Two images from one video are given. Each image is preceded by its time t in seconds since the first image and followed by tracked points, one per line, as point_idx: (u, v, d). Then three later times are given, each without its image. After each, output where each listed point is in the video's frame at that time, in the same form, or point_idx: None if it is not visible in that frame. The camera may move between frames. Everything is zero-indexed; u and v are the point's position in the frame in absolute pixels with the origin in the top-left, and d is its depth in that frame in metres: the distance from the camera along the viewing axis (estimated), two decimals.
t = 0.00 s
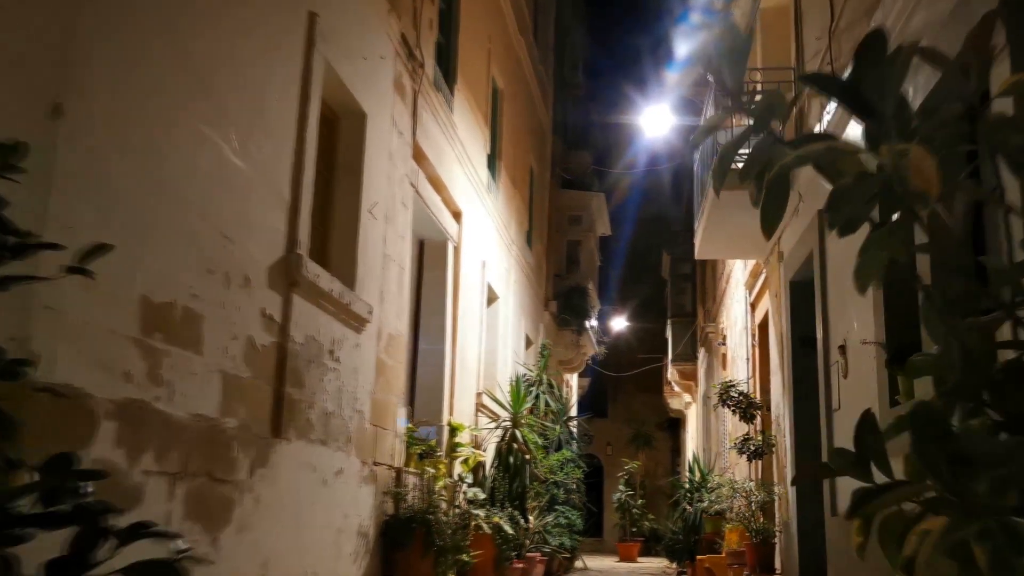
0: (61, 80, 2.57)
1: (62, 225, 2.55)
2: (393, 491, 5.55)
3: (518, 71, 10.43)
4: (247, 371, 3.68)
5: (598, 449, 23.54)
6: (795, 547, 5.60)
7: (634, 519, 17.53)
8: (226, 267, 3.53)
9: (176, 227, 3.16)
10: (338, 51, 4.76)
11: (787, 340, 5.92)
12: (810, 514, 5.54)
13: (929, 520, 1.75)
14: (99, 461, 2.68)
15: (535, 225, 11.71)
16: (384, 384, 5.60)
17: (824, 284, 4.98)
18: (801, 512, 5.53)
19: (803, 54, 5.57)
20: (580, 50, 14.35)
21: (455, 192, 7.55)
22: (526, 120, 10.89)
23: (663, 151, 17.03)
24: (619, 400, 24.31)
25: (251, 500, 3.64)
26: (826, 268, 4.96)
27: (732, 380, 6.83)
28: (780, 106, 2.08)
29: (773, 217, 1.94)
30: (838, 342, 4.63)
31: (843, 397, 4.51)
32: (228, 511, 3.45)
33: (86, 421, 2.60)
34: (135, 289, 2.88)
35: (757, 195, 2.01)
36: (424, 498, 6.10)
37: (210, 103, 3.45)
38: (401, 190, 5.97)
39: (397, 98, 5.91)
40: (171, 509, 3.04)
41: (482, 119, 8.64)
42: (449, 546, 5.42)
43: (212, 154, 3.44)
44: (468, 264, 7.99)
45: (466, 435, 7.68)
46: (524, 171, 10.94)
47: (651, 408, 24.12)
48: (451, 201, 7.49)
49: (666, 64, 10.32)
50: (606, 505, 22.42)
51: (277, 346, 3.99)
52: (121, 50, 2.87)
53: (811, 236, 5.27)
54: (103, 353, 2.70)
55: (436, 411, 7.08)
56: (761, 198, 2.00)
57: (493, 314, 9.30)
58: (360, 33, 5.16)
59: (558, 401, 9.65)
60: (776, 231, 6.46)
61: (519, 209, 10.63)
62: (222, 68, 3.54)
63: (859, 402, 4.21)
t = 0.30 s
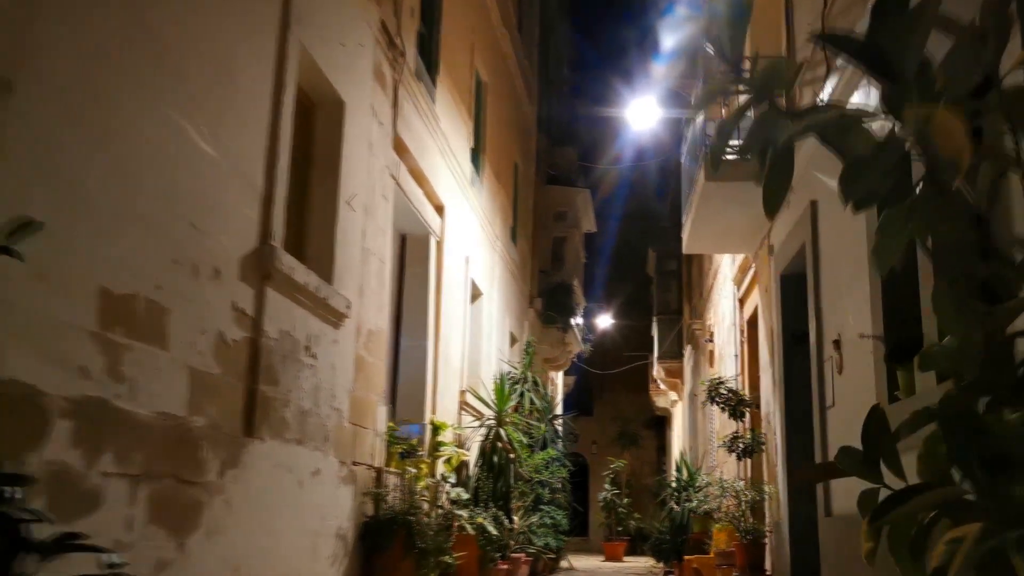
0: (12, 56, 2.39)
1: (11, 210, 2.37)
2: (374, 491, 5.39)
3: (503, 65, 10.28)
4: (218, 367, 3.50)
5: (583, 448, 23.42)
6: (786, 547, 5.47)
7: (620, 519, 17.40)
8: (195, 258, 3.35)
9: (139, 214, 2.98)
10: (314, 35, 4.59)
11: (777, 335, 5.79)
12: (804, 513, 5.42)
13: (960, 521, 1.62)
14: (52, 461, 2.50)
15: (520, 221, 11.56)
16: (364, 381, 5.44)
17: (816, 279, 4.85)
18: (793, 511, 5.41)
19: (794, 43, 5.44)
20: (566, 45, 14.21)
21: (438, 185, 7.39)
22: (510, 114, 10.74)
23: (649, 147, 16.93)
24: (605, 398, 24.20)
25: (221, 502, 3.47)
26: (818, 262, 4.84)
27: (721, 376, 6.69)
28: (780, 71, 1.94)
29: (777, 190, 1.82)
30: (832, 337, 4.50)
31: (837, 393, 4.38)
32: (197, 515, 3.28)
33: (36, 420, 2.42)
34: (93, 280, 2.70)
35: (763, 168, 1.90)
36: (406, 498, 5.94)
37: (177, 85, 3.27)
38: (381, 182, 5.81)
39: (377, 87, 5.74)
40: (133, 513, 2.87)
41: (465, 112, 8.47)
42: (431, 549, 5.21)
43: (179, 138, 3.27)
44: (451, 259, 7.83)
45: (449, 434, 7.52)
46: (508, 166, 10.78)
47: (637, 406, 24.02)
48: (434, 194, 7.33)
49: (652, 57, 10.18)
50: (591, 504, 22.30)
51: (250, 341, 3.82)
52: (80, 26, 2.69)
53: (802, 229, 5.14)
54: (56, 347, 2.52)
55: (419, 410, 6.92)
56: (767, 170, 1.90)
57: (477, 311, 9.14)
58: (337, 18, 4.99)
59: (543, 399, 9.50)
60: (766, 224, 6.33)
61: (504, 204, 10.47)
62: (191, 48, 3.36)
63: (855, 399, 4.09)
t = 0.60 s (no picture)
0: None
1: None
2: (351, 491, 5.20)
3: (489, 58, 10.11)
4: (182, 359, 3.32)
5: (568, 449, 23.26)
6: (778, 549, 5.32)
7: (605, 521, 17.25)
8: (158, 242, 3.16)
9: (95, 194, 2.79)
10: (291, 16, 4.41)
11: (769, 333, 5.61)
12: (796, 514, 5.26)
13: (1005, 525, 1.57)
14: None
15: (506, 218, 11.39)
16: (341, 376, 5.25)
17: (810, 273, 4.69)
18: (784, 512, 5.25)
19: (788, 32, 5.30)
20: (554, 41, 14.06)
21: (421, 178, 7.21)
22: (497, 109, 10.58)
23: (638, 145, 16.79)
24: (592, 399, 24.05)
25: (185, 501, 3.29)
26: (812, 255, 4.68)
27: (710, 374, 6.54)
28: (787, 28, 2.04)
29: (779, 151, 1.91)
30: (826, 332, 4.35)
31: (831, 390, 4.23)
32: (158, 515, 3.10)
33: None
34: (42, 262, 2.51)
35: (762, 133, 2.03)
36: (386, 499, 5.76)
37: (142, 58, 3.09)
38: (361, 172, 5.63)
39: (357, 73, 5.56)
40: (85, 514, 2.68)
41: (450, 105, 8.31)
42: (411, 550, 5.00)
43: (141, 115, 3.08)
44: (434, 254, 7.65)
45: (431, 433, 7.34)
46: (494, 161, 10.62)
47: (623, 407, 23.88)
48: (417, 187, 7.15)
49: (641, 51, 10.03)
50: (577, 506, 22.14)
51: (218, 332, 3.64)
52: None
53: (795, 222, 4.99)
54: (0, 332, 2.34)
55: (400, 408, 6.74)
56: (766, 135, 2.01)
57: (462, 308, 8.96)
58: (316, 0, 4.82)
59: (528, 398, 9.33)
60: (757, 219, 6.17)
61: (489, 200, 10.30)
62: (157, 20, 3.18)
63: (851, 395, 3.94)
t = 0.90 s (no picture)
0: None
1: None
2: (332, 493, 5.01)
3: (478, 49, 9.92)
4: (145, 356, 3.13)
5: (558, 447, 23.10)
6: (772, 554, 5.15)
7: (595, 520, 17.10)
8: (118, 232, 2.97)
9: (48, 179, 2.60)
10: None
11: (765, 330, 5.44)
12: (793, 516, 5.08)
13: None
14: None
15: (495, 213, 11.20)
16: (322, 374, 5.06)
17: (807, 267, 4.52)
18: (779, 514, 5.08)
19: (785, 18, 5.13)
20: (545, 34, 13.87)
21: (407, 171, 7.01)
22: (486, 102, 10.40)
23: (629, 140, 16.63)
24: (581, 396, 23.90)
25: (146, 506, 3.11)
26: (810, 249, 4.51)
27: (703, 372, 6.36)
28: None
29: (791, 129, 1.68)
30: (824, 329, 4.18)
31: (830, 390, 4.06)
32: (117, 521, 2.92)
33: None
34: None
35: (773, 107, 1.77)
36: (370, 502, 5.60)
37: (102, 36, 2.90)
38: (343, 162, 5.43)
39: (339, 60, 5.36)
40: (35, 523, 2.50)
41: (438, 96, 8.12)
42: (393, 555, 4.89)
43: (101, 95, 2.89)
44: (421, 248, 7.46)
45: (417, 432, 7.15)
46: (484, 155, 10.43)
47: (613, 405, 23.74)
48: (403, 180, 6.95)
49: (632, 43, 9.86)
50: (566, 505, 21.99)
51: (187, 328, 3.45)
52: None
53: (791, 215, 4.81)
54: None
55: (385, 407, 6.55)
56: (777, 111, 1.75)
57: (450, 304, 8.78)
58: None
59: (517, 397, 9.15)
60: (752, 213, 6.00)
61: (479, 194, 10.12)
62: None
63: (852, 394, 3.76)
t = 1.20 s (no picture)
0: None
1: None
2: (313, 493, 4.83)
3: (465, 40, 9.73)
4: (109, 346, 2.94)
5: (545, 445, 22.96)
6: (767, 554, 4.99)
7: (582, 519, 16.96)
8: (79, 215, 2.79)
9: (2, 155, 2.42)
10: None
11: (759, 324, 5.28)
12: (789, 516, 4.92)
13: None
14: None
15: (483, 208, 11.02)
16: (302, 369, 4.88)
17: (805, 258, 4.37)
18: (774, 513, 4.92)
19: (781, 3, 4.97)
20: (534, 28, 13.69)
21: (391, 161, 6.82)
22: (472, 95, 10.22)
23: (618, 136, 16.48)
24: (569, 395, 23.76)
25: (111, 506, 2.93)
26: (808, 239, 4.35)
27: (695, 368, 6.19)
28: None
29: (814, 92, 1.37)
30: (824, 321, 4.02)
31: (831, 386, 3.91)
32: (78, 522, 2.74)
33: None
34: None
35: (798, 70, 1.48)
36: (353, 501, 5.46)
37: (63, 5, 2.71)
38: (325, 150, 5.25)
39: (321, 44, 5.18)
40: None
41: (423, 86, 7.94)
42: (376, 557, 4.72)
43: (62, 71, 2.71)
44: (406, 241, 7.28)
45: (402, 430, 6.97)
46: (470, 148, 10.25)
47: (601, 403, 23.60)
48: (388, 171, 6.77)
49: (622, 34, 9.70)
50: (553, 503, 21.85)
51: (156, 319, 3.26)
52: None
53: (789, 205, 4.66)
54: None
55: (369, 404, 6.36)
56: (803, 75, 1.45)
57: (436, 299, 8.59)
58: None
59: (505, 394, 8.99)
60: (746, 205, 5.84)
61: (465, 188, 9.93)
62: None
63: (855, 389, 3.61)
